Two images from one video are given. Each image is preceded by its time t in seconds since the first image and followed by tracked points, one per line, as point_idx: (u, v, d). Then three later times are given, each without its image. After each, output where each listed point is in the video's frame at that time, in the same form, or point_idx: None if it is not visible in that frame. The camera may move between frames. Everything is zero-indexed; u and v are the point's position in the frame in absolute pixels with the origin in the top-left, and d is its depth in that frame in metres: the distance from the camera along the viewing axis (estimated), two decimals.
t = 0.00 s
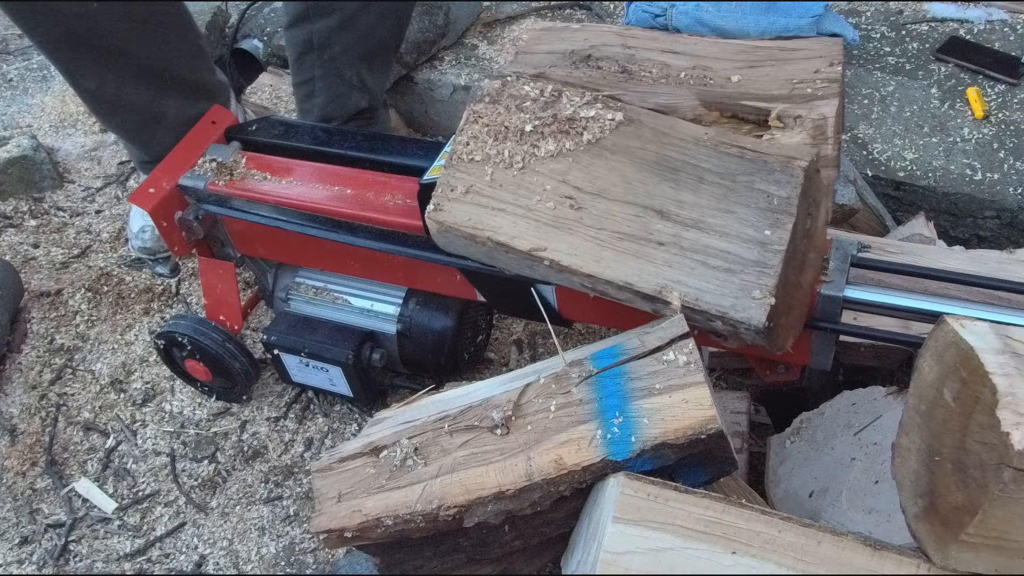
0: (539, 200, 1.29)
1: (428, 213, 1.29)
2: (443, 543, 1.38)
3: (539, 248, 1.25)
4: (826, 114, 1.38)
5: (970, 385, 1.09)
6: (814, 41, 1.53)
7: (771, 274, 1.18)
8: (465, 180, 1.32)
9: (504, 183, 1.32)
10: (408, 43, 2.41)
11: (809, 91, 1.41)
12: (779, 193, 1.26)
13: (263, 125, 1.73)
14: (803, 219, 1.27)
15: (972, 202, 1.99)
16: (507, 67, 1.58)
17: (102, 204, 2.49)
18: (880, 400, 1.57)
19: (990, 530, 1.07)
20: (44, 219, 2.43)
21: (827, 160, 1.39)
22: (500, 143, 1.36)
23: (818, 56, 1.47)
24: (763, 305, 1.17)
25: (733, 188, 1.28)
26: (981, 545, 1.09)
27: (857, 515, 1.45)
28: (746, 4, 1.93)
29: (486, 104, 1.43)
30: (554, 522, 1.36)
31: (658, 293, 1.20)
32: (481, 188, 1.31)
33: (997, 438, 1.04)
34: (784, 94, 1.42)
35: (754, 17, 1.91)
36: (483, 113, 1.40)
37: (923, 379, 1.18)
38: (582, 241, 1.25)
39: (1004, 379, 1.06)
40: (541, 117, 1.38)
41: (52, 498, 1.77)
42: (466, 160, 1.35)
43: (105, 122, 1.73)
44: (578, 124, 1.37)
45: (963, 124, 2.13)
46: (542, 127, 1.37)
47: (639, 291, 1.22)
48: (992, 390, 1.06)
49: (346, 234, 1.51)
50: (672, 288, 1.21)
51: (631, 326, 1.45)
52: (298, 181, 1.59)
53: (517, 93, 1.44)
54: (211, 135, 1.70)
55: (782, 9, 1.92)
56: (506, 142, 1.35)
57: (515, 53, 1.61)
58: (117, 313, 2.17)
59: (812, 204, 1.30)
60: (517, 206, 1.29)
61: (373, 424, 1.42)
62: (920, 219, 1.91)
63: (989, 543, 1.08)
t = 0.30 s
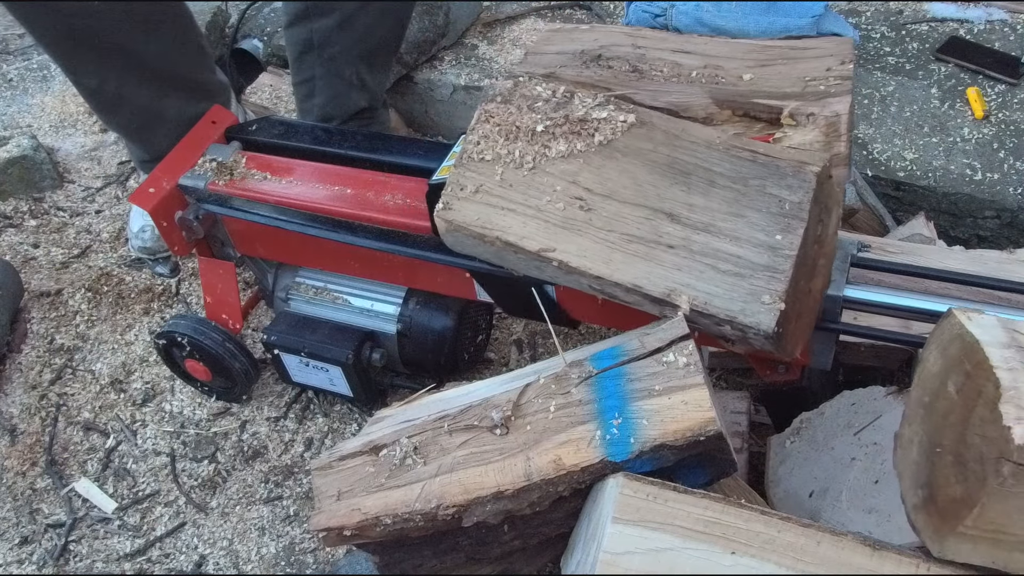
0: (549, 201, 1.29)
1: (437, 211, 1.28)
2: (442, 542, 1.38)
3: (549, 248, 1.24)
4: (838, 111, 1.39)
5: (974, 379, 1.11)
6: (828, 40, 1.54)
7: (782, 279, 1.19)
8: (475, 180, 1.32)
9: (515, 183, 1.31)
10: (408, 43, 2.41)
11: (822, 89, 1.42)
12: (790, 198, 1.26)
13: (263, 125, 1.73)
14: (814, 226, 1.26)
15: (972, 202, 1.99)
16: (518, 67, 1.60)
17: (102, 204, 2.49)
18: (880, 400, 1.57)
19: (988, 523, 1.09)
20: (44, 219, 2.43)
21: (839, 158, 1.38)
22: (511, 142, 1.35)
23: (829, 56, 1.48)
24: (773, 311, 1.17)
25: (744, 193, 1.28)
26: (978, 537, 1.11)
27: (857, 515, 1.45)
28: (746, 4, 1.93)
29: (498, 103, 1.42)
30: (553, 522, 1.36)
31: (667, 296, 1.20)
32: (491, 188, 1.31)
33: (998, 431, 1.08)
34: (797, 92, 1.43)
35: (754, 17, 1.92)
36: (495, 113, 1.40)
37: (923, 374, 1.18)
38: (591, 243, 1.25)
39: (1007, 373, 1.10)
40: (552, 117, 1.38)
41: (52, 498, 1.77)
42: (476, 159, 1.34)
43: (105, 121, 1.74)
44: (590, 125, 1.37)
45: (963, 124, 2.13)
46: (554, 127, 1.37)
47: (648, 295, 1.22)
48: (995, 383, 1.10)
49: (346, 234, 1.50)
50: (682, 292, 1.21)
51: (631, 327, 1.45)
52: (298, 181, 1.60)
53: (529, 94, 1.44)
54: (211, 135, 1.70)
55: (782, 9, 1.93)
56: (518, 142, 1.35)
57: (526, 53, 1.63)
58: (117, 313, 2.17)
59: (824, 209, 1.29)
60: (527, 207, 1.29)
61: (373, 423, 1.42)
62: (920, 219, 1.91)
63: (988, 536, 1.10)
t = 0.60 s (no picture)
0: (559, 203, 1.29)
1: (446, 211, 1.29)
2: (439, 540, 1.37)
3: (558, 251, 1.24)
4: (851, 113, 1.39)
5: (963, 383, 1.14)
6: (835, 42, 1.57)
7: (792, 286, 1.19)
8: (485, 180, 1.32)
9: (525, 185, 1.32)
10: (409, 42, 2.41)
11: (836, 90, 1.44)
12: (803, 205, 1.26)
13: (263, 125, 1.73)
14: (825, 233, 1.28)
15: (972, 202, 1.99)
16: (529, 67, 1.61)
17: (102, 204, 2.49)
18: (880, 400, 1.57)
19: (981, 526, 1.13)
20: (44, 219, 2.43)
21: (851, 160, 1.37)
22: (521, 144, 1.35)
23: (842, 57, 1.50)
24: (783, 318, 1.17)
25: (756, 199, 1.28)
26: (973, 541, 1.15)
27: (857, 515, 1.44)
28: (746, 4, 1.93)
29: (510, 104, 1.42)
30: (551, 522, 1.35)
31: (676, 301, 1.20)
32: (500, 189, 1.31)
33: (988, 435, 1.09)
34: (810, 93, 1.45)
35: (754, 18, 1.92)
36: (505, 114, 1.40)
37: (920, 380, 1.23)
38: (601, 246, 1.25)
39: (996, 377, 1.10)
40: (563, 119, 1.38)
41: (52, 498, 1.77)
42: (486, 160, 1.34)
43: (108, 120, 1.74)
44: (601, 128, 1.37)
45: (963, 124, 2.13)
46: (565, 130, 1.37)
47: (657, 299, 1.21)
48: (983, 387, 1.10)
49: (346, 233, 1.50)
50: (691, 298, 1.20)
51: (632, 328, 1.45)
52: (298, 181, 1.60)
53: (540, 95, 1.44)
54: (212, 135, 1.70)
55: (781, 9, 1.91)
56: (528, 144, 1.35)
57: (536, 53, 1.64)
58: (117, 313, 2.17)
59: (836, 217, 1.31)
60: (537, 208, 1.29)
61: (374, 418, 1.41)
62: (920, 219, 1.91)
63: (982, 539, 1.14)
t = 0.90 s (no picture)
0: (574, 209, 1.29)
1: (460, 215, 1.27)
2: (437, 536, 1.37)
3: (575, 257, 1.23)
4: (866, 121, 1.41)
5: (965, 382, 1.14)
6: (847, 46, 1.59)
7: (811, 295, 1.19)
8: (499, 185, 1.31)
9: (540, 190, 1.31)
10: (409, 43, 2.40)
11: (851, 97, 1.45)
12: (821, 214, 1.27)
13: (263, 125, 1.73)
14: (842, 241, 1.27)
15: (972, 202, 1.99)
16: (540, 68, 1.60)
17: (102, 204, 2.49)
18: (880, 400, 1.57)
19: (980, 526, 1.13)
20: (44, 218, 2.43)
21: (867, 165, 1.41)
22: (535, 149, 1.35)
23: (856, 64, 1.53)
24: (802, 326, 1.17)
25: (775, 207, 1.29)
26: (973, 540, 1.14)
27: (857, 515, 1.44)
28: (747, 3, 1.94)
29: (523, 107, 1.43)
30: (549, 522, 1.35)
31: (695, 309, 1.20)
32: (514, 194, 1.30)
33: (988, 434, 1.10)
34: (825, 100, 1.46)
35: (753, 19, 1.94)
36: (520, 117, 1.41)
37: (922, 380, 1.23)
38: (617, 253, 1.24)
39: (998, 377, 1.11)
40: (579, 124, 1.39)
41: (52, 498, 1.77)
42: (500, 164, 1.34)
43: (111, 120, 1.74)
44: (617, 133, 1.37)
45: (963, 124, 2.13)
46: (580, 135, 1.37)
47: (675, 306, 1.21)
48: (984, 387, 1.11)
49: (346, 234, 1.50)
50: (709, 305, 1.20)
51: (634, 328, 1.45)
52: (298, 181, 1.59)
53: (553, 99, 1.45)
54: (211, 135, 1.71)
55: (782, 9, 1.94)
56: (542, 149, 1.35)
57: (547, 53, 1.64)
58: (117, 313, 2.17)
59: (853, 226, 1.30)
60: (553, 213, 1.28)
61: (375, 413, 1.42)
62: (920, 219, 1.91)
63: (981, 539, 1.14)
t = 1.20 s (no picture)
0: (585, 212, 1.29)
1: (470, 216, 1.28)
2: (434, 529, 1.34)
3: (584, 261, 1.24)
4: (880, 127, 1.41)
5: (965, 382, 1.15)
6: (858, 49, 1.59)
7: (821, 304, 1.19)
8: (509, 186, 1.32)
9: (550, 192, 1.31)
10: (409, 43, 2.40)
11: (865, 102, 1.44)
12: (833, 223, 1.25)
13: (263, 125, 1.73)
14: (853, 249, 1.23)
15: (972, 202, 1.99)
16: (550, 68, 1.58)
17: (102, 204, 2.49)
18: (880, 400, 1.56)
19: (978, 526, 1.13)
20: (44, 218, 2.43)
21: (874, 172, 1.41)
22: (547, 151, 1.35)
23: (869, 68, 1.51)
24: (811, 335, 1.17)
25: (785, 214, 1.27)
26: (972, 540, 1.15)
27: (857, 515, 1.44)
28: (746, 3, 1.93)
29: (535, 108, 1.43)
30: (547, 518, 1.35)
31: (703, 315, 1.21)
32: (525, 196, 1.31)
33: (989, 434, 1.10)
34: (838, 105, 1.44)
35: (753, 20, 1.94)
36: (530, 118, 1.41)
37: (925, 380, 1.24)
38: (626, 257, 1.25)
39: (997, 377, 1.12)
40: (591, 127, 1.38)
41: (52, 498, 1.77)
42: (510, 164, 1.34)
43: (115, 121, 1.75)
44: (629, 137, 1.36)
45: (963, 124, 2.13)
46: (591, 138, 1.36)
47: (685, 312, 1.22)
48: (985, 387, 1.12)
49: (346, 234, 1.51)
50: (718, 311, 1.21)
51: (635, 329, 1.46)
52: (298, 181, 1.59)
53: (566, 100, 1.45)
54: (211, 135, 1.71)
55: (781, 9, 1.95)
56: (553, 151, 1.35)
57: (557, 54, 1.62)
58: (117, 313, 2.17)
59: (864, 231, 1.25)
60: (563, 216, 1.29)
61: (374, 403, 1.40)
62: (920, 219, 1.91)
63: (981, 538, 1.14)
